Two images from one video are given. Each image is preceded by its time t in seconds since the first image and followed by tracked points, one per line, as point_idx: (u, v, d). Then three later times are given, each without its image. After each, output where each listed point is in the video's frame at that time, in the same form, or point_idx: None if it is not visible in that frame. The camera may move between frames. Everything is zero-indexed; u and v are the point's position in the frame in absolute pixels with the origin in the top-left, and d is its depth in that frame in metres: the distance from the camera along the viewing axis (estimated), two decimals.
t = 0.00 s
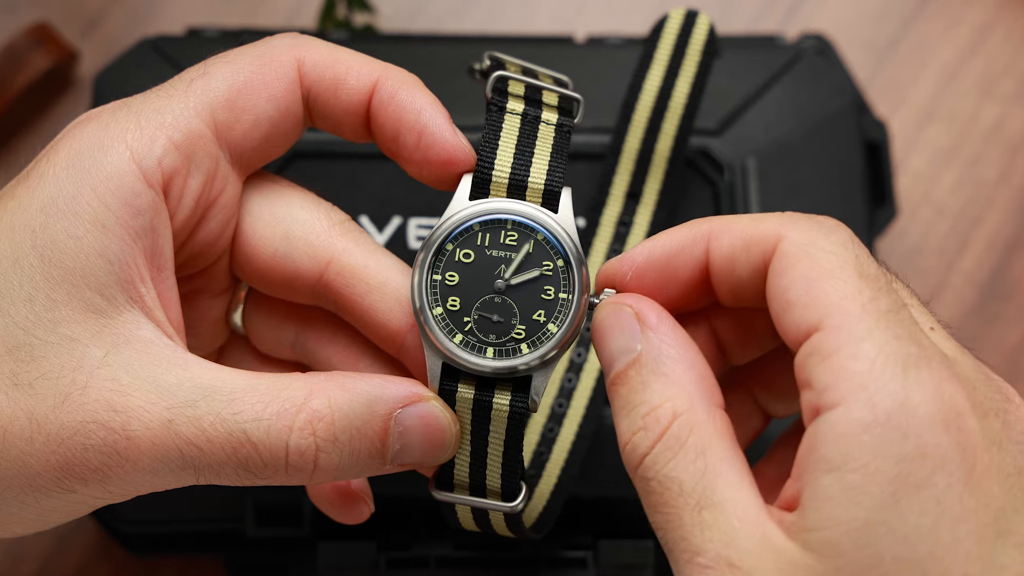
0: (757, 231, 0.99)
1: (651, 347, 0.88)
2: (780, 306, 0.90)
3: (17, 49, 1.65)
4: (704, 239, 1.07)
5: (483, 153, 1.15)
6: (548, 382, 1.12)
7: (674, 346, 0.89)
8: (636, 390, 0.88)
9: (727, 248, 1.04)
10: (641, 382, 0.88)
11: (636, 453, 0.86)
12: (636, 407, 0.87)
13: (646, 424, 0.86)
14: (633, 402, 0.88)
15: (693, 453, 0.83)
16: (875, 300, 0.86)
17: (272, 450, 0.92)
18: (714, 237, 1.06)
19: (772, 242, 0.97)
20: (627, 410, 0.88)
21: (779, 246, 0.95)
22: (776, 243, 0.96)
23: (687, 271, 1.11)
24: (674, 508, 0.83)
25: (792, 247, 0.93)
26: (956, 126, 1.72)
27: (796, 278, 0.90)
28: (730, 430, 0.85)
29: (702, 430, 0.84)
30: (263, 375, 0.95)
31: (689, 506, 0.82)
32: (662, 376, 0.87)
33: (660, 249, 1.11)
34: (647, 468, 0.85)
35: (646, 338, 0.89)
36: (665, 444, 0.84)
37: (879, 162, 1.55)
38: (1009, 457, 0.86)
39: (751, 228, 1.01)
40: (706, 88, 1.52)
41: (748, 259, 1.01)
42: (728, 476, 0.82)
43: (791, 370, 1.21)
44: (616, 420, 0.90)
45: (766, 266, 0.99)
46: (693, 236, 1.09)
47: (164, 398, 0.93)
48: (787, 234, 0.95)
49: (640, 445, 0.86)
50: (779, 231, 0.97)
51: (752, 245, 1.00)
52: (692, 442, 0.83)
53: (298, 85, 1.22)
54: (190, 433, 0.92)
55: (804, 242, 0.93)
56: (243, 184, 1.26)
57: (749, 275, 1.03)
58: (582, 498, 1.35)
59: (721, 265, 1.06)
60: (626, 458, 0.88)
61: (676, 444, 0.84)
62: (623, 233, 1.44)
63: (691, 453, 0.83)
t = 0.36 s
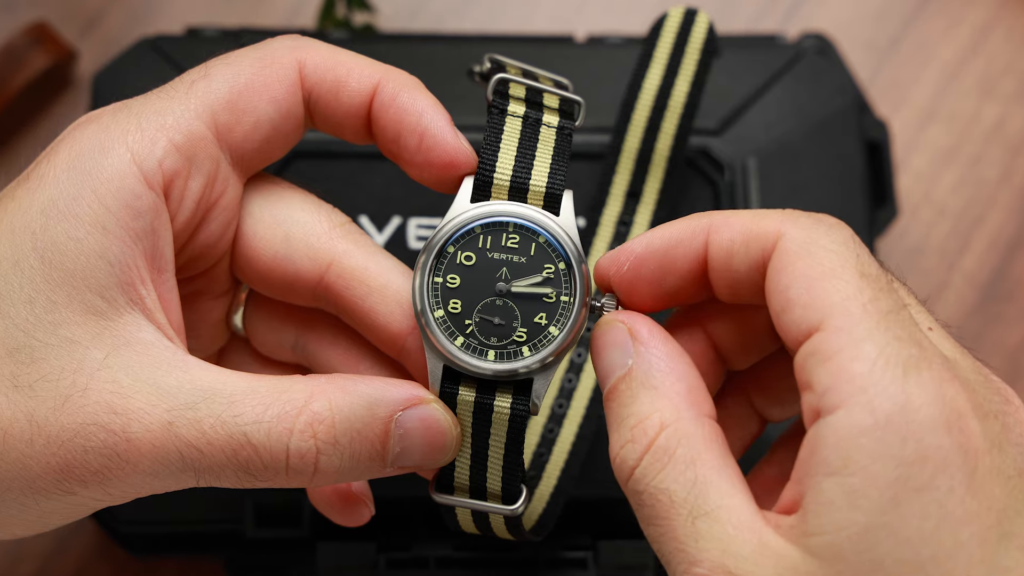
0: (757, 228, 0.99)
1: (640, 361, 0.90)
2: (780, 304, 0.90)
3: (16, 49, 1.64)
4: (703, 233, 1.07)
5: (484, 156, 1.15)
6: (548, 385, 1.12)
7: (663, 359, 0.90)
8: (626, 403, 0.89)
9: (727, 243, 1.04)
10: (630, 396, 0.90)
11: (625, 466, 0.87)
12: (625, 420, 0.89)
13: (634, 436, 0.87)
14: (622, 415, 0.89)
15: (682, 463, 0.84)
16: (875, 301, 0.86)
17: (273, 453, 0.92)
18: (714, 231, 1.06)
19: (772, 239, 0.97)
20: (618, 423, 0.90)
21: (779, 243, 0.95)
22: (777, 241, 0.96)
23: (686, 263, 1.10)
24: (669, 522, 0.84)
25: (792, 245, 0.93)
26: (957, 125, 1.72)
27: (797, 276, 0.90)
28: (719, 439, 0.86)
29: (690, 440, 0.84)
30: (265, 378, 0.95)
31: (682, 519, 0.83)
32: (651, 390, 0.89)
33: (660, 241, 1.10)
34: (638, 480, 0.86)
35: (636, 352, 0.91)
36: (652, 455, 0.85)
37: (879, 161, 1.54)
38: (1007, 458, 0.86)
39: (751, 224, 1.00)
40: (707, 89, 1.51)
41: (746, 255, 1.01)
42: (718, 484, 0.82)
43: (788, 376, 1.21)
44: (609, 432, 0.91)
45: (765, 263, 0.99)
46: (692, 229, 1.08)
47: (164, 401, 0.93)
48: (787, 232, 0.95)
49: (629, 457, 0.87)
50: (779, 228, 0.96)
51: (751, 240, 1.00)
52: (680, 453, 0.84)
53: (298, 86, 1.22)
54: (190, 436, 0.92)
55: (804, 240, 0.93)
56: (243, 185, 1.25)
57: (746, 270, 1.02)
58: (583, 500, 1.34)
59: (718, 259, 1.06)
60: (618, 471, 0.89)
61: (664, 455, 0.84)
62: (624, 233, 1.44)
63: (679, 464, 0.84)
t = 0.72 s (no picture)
0: (771, 248, 1.00)
1: (706, 321, 0.86)
2: (803, 314, 0.92)
3: (15, 49, 1.64)
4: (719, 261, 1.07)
5: (484, 155, 1.14)
6: (549, 386, 1.11)
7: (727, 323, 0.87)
8: (690, 362, 0.85)
9: (744, 267, 1.05)
10: (696, 354, 0.85)
11: (689, 424, 0.83)
12: (693, 378, 0.84)
13: (707, 396, 0.83)
14: (688, 372, 0.84)
15: (748, 429, 0.82)
16: (895, 301, 0.88)
17: (272, 453, 0.92)
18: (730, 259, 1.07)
19: (787, 257, 0.98)
20: (681, 379, 0.85)
21: (795, 259, 0.96)
22: (793, 258, 0.97)
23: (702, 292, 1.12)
24: (705, 489, 0.82)
25: (808, 260, 0.95)
26: (959, 125, 1.72)
27: (815, 289, 0.91)
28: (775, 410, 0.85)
29: (758, 408, 0.83)
30: (264, 378, 0.95)
31: (736, 478, 0.81)
32: (717, 351, 0.85)
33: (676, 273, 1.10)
34: (700, 438, 0.82)
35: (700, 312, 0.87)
36: (723, 417, 0.82)
37: (880, 160, 1.54)
38: None
39: (766, 246, 1.02)
40: (708, 88, 1.51)
41: (765, 277, 1.03)
42: (774, 451, 0.81)
43: (824, 388, 1.21)
44: (662, 389, 0.86)
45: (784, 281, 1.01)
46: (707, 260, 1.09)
47: (163, 401, 0.93)
48: (802, 248, 0.97)
49: (697, 416, 0.83)
50: (794, 246, 0.98)
51: (767, 261, 1.01)
52: (748, 420, 0.82)
53: (298, 86, 1.22)
54: (189, 436, 0.92)
55: (820, 254, 0.95)
56: (242, 185, 1.25)
57: (768, 290, 1.04)
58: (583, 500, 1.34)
59: (739, 283, 1.07)
60: (674, 426, 0.85)
61: (734, 418, 0.82)
62: (624, 233, 1.44)
63: (747, 428, 0.82)
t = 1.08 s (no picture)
0: (758, 250, 1.00)
1: (676, 335, 0.86)
2: (793, 319, 0.91)
3: (13, 48, 1.64)
4: (704, 264, 1.07)
5: (484, 155, 1.14)
6: (549, 386, 1.11)
7: (699, 335, 0.86)
8: (663, 379, 0.85)
9: (730, 270, 1.05)
10: (668, 370, 0.85)
11: (664, 441, 0.83)
12: (664, 394, 0.84)
13: (677, 412, 0.83)
14: (659, 389, 0.85)
15: (722, 441, 0.81)
16: (890, 303, 0.87)
17: (272, 454, 0.91)
18: (715, 262, 1.06)
19: (775, 259, 0.97)
20: (653, 397, 0.85)
21: (783, 263, 0.96)
22: (781, 260, 0.97)
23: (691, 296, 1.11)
24: (698, 495, 0.81)
25: (796, 261, 0.94)
26: (960, 124, 1.71)
27: (806, 289, 0.91)
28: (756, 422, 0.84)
29: (732, 419, 0.82)
30: (263, 378, 0.94)
31: (716, 492, 0.80)
32: (689, 364, 0.84)
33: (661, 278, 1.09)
34: (675, 454, 0.83)
35: (671, 326, 0.86)
36: (695, 431, 0.82)
37: (881, 160, 1.54)
38: None
39: (752, 248, 1.01)
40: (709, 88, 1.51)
41: (753, 279, 1.02)
42: (755, 466, 0.81)
43: (811, 387, 1.20)
44: (638, 407, 0.86)
45: (772, 283, 1.00)
46: (691, 263, 1.08)
47: (162, 401, 0.92)
48: (790, 249, 0.96)
49: (670, 432, 0.83)
50: (781, 247, 0.97)
51: (755, 264, 1.01)
52: (722, 432, 0.81)
53: (297, 85, 1.21)
54: (189, 436, 0.91)
55: (807, 255, 0.94)
56: (241, 185, 1.25)
57: (755, 292, 1.04)
58: (583, 500, 1.33)
59: (726, 285, 1.07)
60: (650, 444, 0.85)
61: (707, 432, 0.82)
62: (626, 233, 1.43)
63: (721, 441, 0.81)
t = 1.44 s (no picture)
0: (763, 233, 1.00)
1: (646, 360, 0.89)
2: (791, 306, 0.90)
3: (13, 47, 1.63)
4: (709, 240, 1.08)
5: (484, 156, 1.14)
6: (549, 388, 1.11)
7: (668, 358, 0.89)
8: (634, 401, 0.88)
9: (734, 250, 1.05)
10: (638, 393, 0.88)
11: (636, 463, 0.86)
12: (634, 417, 0.87)
13: (643, 434, 0.85)
14: (629, 413, 0.88)
15: (691, 460, 0.83)
16: (887, 300, 0.86)
17: (272, 456, 0.91)
18: (720, 240, 1.07)
19: (780, 244, 0.97)
20: (624, 421, 0.88)
21: (788, 247, 0.95)
22: (785, 244, 0.97)
23: (694, 273, 1.12)
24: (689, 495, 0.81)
25: (801, 248, 0.94)
26: (961, 124, 1.71)
27: (807, 278, 0.90)
28: (727, 439, 0.85)
29: (699, 437, 0.83)
30: (263, 379, 0.94)
31: (693, 510, 0.81)
32: (659, 387, 0.87)
33: (666, 251, 1.10)
34: (648, 476, 0.85)
35: (641, 352, 0.90)
36: (663, 451, 0.84)
37: (882, 160, 1.53)
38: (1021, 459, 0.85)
39: (758, 230, 1.01)
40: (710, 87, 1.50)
41: (755, 262, 1.02)
42: (728, 480, 0.82)
43: (797, 377, 1.19)
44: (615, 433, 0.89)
45: (773, 268, 1.00)
46: (698, 237, 1.09)
47: (162, 402, 0.92)
48: (795, 236, 0.96)
49: (638, 454, 0.85)
50: (787, 233, 0.97)
51: (759, 246, 1.00)
52: (689, 451, 0.83)
53: (298, 85, 1.21)
54: (188, 437, 0.91)
55: (813, 242, 0.93)
56: (241, 186, 1.25)
57: (755, 276, 1.03)
58: (583, 500, 1.33)
59: (727, 265, 1.07)
60: (626, 468, 0.87)
61: (675, 452, 0.83)
62: (626, 232, 1.43)
63: (689, 460, 0.83)
